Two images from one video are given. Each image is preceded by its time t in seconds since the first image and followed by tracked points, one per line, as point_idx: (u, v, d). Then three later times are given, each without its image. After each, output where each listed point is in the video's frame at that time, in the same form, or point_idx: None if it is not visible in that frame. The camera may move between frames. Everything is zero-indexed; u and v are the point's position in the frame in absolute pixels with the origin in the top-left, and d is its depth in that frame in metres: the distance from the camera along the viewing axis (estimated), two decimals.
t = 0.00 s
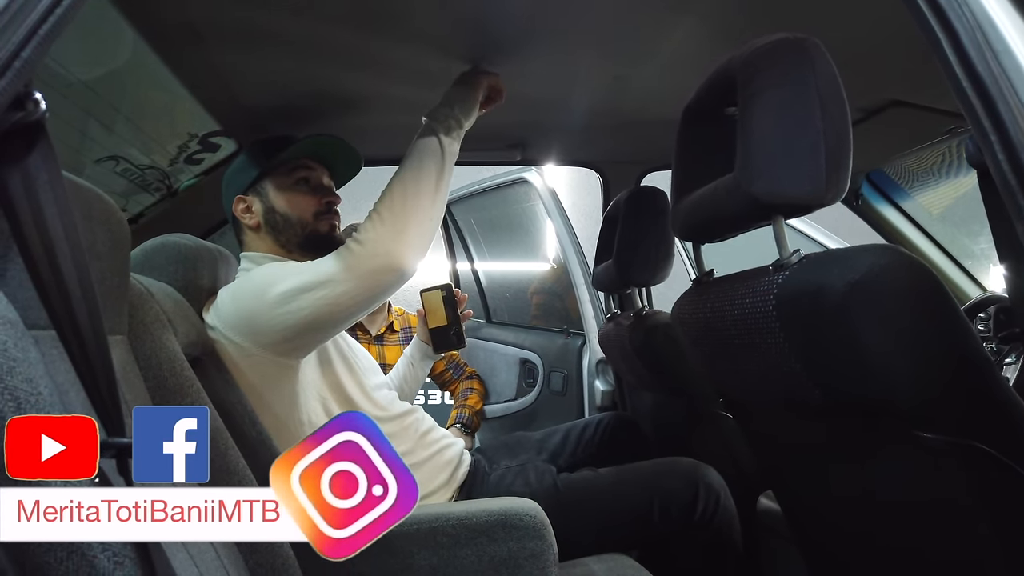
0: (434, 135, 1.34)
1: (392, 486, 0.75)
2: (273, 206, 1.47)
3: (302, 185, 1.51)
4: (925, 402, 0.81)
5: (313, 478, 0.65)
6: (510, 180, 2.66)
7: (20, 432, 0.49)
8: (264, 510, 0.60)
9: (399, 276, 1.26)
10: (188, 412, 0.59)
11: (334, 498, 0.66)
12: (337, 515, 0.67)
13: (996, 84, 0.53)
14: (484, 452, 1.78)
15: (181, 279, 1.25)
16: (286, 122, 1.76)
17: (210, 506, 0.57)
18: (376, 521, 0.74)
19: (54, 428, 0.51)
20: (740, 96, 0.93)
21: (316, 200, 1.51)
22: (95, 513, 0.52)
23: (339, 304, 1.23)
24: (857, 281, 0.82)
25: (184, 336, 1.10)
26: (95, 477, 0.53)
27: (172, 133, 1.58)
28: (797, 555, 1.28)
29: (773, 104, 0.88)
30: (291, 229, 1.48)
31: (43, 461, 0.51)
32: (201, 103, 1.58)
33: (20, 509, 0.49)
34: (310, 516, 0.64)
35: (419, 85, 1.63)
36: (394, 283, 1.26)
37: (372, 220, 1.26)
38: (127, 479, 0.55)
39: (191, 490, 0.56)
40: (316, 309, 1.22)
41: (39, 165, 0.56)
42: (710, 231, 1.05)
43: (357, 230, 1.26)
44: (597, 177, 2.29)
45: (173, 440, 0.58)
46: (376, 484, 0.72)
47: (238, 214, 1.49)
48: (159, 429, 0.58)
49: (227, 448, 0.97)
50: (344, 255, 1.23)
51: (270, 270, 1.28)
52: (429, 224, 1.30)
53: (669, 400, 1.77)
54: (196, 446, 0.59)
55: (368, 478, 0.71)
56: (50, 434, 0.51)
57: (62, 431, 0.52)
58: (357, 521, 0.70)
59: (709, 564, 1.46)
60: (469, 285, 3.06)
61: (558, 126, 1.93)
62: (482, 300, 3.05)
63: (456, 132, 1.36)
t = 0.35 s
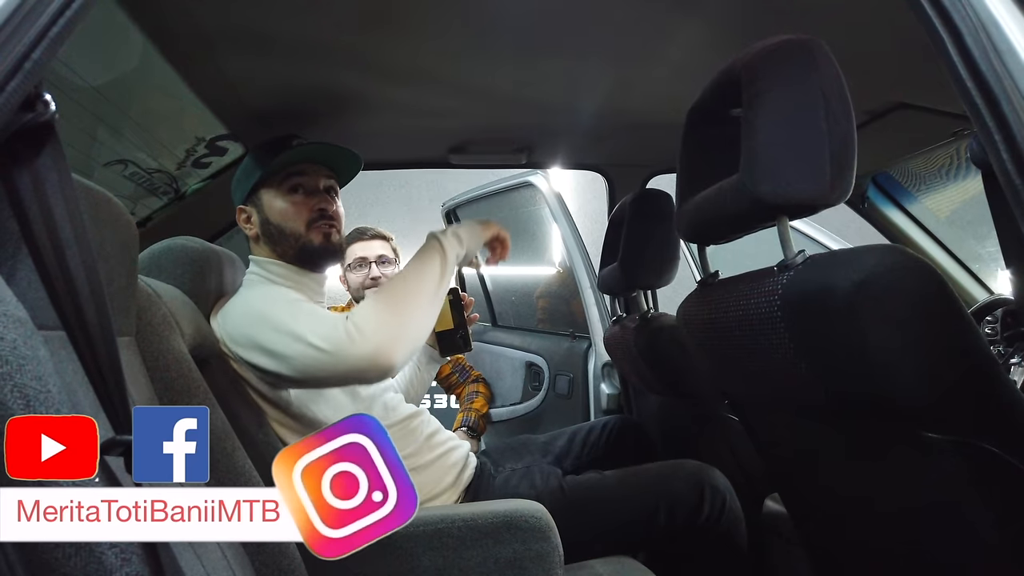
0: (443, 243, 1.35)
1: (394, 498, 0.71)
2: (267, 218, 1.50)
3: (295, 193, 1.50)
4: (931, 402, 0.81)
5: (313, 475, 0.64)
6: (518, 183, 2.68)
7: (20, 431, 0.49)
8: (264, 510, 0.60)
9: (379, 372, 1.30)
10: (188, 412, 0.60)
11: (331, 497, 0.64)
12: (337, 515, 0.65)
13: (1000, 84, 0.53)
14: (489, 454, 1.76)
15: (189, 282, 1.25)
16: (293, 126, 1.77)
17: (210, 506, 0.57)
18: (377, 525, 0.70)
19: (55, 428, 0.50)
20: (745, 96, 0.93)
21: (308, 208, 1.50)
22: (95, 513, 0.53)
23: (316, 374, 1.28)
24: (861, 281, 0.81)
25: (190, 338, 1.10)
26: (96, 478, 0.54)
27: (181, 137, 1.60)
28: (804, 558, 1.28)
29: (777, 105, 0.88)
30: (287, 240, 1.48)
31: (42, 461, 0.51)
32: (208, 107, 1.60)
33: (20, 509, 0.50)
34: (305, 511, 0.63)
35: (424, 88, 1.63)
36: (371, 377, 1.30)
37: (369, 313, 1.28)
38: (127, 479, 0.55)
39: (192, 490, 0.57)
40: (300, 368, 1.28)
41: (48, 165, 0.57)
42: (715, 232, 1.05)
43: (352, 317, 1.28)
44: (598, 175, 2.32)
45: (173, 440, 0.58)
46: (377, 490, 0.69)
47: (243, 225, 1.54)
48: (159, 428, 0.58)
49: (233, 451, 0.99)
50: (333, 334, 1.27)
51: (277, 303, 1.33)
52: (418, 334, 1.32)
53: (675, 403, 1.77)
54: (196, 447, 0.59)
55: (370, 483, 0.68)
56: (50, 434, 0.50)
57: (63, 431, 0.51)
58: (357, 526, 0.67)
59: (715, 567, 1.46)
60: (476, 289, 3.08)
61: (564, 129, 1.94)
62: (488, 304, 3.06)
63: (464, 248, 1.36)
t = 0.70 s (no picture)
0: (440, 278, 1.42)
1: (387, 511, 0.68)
2: (271, 224, 1.50)
3: (297, 199, 1.50)
4: (939, 406, 0.80)
5: (311, 477, 0.62)
6: (524, 188, 2.68)
7: (20, 431, 0.49)
8: (264, 510, 0.59)
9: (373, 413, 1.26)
10: (188, 412, 0.59)
11: (326, 501, 0.62)
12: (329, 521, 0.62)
13: (1008, 87, 0.53)
14: (495, 459, 1.76)
15: (195, 287, 1.27)
16: (300, 131, 1.78)
17: (210, 506, 0.56)
18: (368, 536, 0.67)
19: (54, 428, 0.51)
20: (750, 100, 0.93)
21: (309, 214, 1.49)
22: (95, 513, 0.53)
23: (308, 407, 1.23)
24: (869, 285, 0.81)
25: (198, 342, 1.11)
26: (96, 477, 0.53)
27: (188, 143, 1.61)
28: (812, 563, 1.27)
29: (783, 109, 0.87)
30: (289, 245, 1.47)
31: (43, 460, 0.51)
32: (215, 113, 1.61)
33: (19, 509, 0.50)
34: (299, 513, 0.61)
35: (430, 94, 1.64)
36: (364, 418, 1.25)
37: (370, 348, 1.28)
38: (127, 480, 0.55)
39: (191, 490, 0.56)
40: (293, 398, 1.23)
41: (57, 170, 0.57)
42: (720, 237, 1.05)
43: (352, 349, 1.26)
44: (604, 181, 2.30)
45: (173, 440, 0.58)
46: (372, 500, 0.66)
47: (248, 229, 1.54)
48: (159, 429, 0.58)
49: (240, 456, 0.99)
50: (331, 369, 1.23)
51: (270, 324, 1.28)
52: (415, 373, 1.31)
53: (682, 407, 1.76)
54: (195, 447, 0.58)
55: (366, 491, 0.66)
56: (50, 434, 0.51)
57: (63, 431, 0.51)
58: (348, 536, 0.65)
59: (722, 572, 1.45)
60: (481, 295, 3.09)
61: (569, 134, 1.94)
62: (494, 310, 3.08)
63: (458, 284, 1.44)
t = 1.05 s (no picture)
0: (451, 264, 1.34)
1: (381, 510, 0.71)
2: (280, 226, 1.49)
3: (308, 203, 1.50)
4: (944, 409, 0.80)
5: (309, 472, 0.65)
6: (527, 194, 2.67)
7: (20, 431, 0.49)
8: (264, 509, 0.60)
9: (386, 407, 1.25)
10: (188, 413, 0.59)
11: (326, 496, 0.64)
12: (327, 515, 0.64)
13: (1011, 88, 0.53)
14: (500, 462, 1.76)
15: (202, 290, 1.28)
16: (307, 136, 1.79)
17: (210, 506, 0.57)
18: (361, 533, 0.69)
19: (55, 429, 0.50)
20: (755, 103, 0.93)
21: (320, 218, 1.49)
22: (95, 513, 0.52)
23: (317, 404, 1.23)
24: (873, 286, 0.81)
25: (204, 345, 1.11)
26: (96, 477, 0.53)
27: (195, 147, 1.62)
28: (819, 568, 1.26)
29: (787, 112, 0.88)
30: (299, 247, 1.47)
31: (43, 460, 0.51)
32: (223, 117, 1.62)
33: (19, 509, 0.50)
34: (298, 507, 0.63)
35: (435, 98, 1.65)
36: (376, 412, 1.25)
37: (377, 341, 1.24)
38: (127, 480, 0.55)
39: (190, 490, 0.56)
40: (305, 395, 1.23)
41: (65, 172, 0.58)
42: (725, 240, 1.05)
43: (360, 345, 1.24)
44: (609, 185, 2.29)
45: (173, 440, 0.58)
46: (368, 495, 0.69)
47: (256, 231, 1.54)
48: (159, 429, 0.58)
49: (246, 456, 1.00)
50: (340, 366, 1.22)
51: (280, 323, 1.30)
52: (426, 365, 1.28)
53: (687, 410, 1.76)
54: (196, 447, 0.58)
55: (365, 485, 0.69)
56: (50, 434, 0.50)
57: (63, 431, 0.51)
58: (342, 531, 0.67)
59: None
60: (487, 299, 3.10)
61: (574, 138, 1.95)
62: (500, 314, 3.08)
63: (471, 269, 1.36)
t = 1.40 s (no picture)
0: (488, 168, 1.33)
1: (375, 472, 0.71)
2: (308, 224, 1.51)
3: (334, 203, 1.55)
4: (949, 409, 0.80)
5: (295, 463, 0.64)
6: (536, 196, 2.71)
7: (20, 431, 0.50)
8: (264, 510, 0.59)
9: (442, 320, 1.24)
10: (188, 412, 0.57)
11: (320, 479, 0.64)
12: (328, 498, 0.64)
13: (1015, 89, 0.53)
14: (507, 464, 1.76)
15: (213, 293, 1.29)
16: (316, 140, 1.81)
17: (209, 506, 0.56)
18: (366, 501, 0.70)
19: (54, 428, 0.51)
20: (761, 106, 0.94)
21: (347, 218, 1.55)
22: (95, 513, 0.53)
23: (365, 347, 1.21)
24: (879, 286, 0.82)
25: (215, 346, 1.13)
26: (97, 478, 0.53)
27: (206, 152, 1.64)
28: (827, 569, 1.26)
29: (794, 114, 0.88)
30: (326, 245, 1.51)
31: (43, 461, 0.51)
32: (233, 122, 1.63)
33: (20, 509, 0.50)
34: (298, 500, 0.62)
35: (443, 102, 1.66)
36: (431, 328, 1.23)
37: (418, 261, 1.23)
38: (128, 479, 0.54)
39: (191, 490, 0.55)
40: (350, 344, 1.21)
41: (83, 174, 0.59)
42: (731, 241, 1.06)
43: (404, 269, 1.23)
44: (614, 187, 2.27)
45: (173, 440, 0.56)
46: (361, 462, 0.69)
47: (272, 230, 1.53)
48: (159, 429, 0.57)
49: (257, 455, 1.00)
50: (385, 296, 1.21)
51: (301, 301, 1.29)
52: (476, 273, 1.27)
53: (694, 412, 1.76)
54: (196, 446, 0.57)
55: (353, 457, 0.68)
56: (50, 434, 0.51)
57: (63, 431, 0.51)
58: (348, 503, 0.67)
59: None
60: (494, 302, 3.11)
61: (581, 142, 1.95)
62: (507, 317, 3.10)
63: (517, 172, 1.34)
